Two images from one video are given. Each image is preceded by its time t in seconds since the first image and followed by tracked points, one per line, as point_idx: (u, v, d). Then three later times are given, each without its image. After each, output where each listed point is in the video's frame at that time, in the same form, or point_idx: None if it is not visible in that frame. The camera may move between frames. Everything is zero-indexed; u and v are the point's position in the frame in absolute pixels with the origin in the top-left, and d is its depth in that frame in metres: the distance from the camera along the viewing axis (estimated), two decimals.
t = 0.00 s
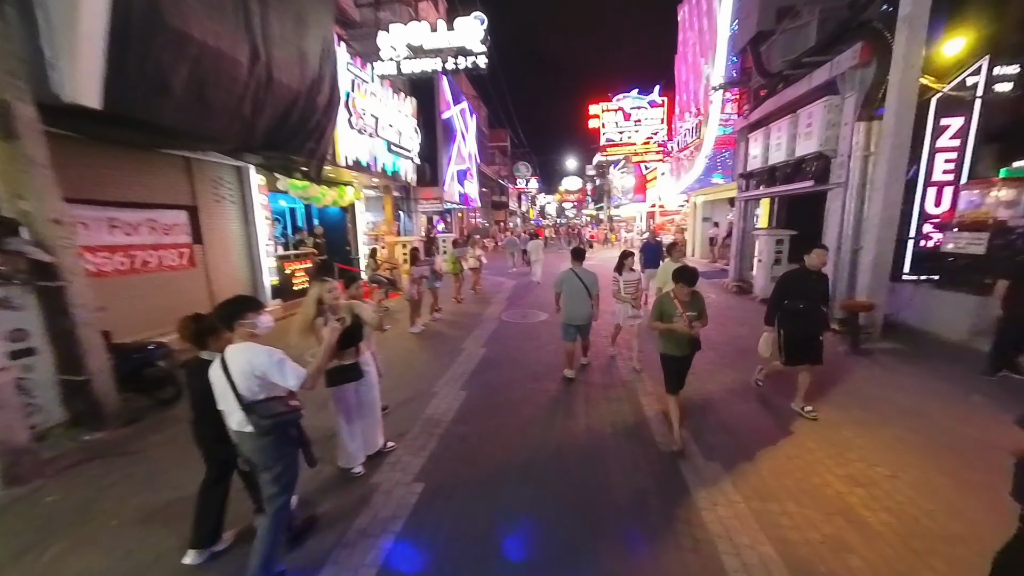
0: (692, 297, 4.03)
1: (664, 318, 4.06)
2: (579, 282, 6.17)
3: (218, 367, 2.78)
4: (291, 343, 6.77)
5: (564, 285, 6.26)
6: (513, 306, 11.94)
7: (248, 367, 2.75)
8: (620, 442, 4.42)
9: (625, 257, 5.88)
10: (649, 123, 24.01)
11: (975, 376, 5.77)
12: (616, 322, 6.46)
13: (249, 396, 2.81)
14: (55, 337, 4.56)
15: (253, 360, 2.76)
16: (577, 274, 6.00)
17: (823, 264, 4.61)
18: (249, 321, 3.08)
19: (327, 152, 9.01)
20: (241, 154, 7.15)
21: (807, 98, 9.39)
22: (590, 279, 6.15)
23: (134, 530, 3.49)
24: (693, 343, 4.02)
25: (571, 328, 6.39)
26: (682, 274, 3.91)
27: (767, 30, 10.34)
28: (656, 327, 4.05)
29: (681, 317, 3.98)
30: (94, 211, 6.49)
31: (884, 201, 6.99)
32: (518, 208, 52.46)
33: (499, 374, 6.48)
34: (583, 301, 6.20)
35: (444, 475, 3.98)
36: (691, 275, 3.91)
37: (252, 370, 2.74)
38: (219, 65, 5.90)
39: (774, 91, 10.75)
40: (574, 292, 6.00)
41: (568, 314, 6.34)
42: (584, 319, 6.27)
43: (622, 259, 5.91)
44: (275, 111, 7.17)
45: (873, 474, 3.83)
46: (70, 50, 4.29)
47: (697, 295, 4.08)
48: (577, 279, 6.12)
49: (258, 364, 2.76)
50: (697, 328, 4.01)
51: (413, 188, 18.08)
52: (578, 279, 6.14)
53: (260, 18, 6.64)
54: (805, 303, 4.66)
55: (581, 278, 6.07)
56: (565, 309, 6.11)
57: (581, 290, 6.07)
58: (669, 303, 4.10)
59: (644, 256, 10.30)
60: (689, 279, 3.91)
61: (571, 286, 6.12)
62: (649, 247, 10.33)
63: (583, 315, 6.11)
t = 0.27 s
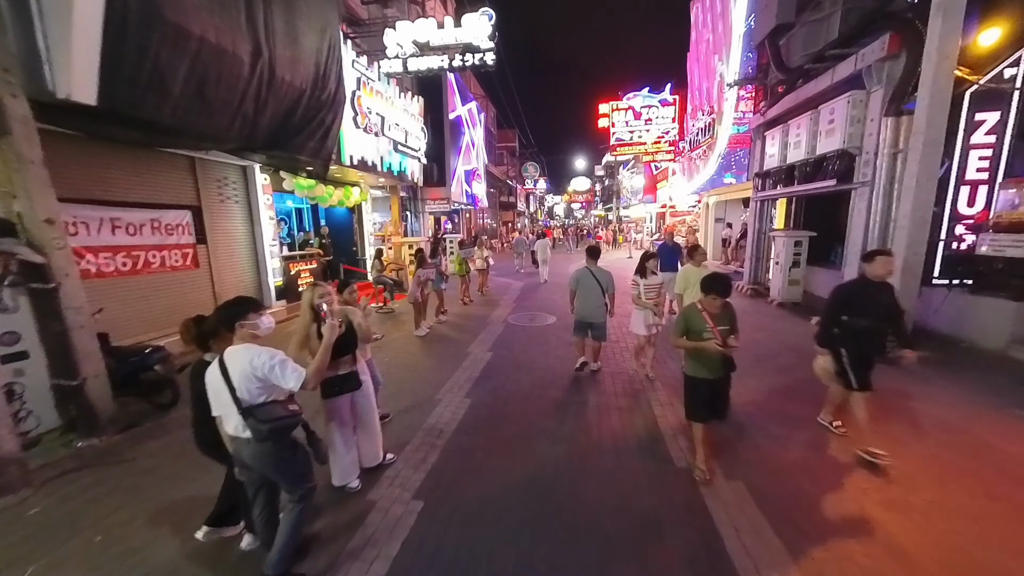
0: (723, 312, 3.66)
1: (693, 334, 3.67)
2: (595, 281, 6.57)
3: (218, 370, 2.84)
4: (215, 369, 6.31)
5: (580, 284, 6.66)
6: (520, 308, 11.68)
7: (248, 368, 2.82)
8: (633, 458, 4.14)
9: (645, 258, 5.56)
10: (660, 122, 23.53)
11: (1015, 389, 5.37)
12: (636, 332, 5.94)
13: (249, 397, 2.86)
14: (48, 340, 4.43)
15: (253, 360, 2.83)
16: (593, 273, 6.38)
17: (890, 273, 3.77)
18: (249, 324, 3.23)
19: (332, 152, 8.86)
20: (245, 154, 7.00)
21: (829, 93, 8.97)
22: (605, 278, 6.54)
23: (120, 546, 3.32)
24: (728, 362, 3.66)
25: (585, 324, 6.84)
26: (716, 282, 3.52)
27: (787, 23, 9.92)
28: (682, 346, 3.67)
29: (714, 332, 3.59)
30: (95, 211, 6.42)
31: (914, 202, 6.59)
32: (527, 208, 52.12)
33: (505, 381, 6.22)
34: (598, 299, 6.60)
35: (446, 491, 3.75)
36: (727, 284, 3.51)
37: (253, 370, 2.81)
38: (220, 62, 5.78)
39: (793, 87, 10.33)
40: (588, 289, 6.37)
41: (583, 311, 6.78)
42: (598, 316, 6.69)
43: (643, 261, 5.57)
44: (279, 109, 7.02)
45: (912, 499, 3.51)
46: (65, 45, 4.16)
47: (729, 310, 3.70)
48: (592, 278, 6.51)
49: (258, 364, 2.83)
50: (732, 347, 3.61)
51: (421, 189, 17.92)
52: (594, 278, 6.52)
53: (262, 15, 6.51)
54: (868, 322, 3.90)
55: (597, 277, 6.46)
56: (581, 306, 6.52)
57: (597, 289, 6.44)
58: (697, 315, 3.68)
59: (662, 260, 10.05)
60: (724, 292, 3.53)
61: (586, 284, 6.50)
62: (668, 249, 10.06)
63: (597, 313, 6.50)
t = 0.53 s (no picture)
0: (759, 326, 3.11)
1: (722, 350, 3.14)
2: (601, 281, 6.40)
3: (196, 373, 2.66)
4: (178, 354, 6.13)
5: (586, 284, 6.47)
6: (525, 310, 11.36)
7: (230, 371, 2.65)
8: (642, 478, 3.80)
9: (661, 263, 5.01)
10: (671, 120, 23.03)
11: None
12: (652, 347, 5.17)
13: (230, 403, 2.69)
14: (26, 343, 4.25)
15: (236, 362, 2.66)
16: (600, 273, 6.22)
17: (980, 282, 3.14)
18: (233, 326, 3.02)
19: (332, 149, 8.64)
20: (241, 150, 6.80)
21: (852, 86, 8.50)
22: (612, 278, 6.37)
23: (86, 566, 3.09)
24: (765, 388, 3.07)
25: (592, 325, 6.65)
26: (752, 288, 2.99)
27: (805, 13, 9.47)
28: (708, 364, 3.13)
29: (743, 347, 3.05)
30: (87, 208, 6.26)
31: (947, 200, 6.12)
32: (534, 209, 51.77)
33: (507, 388, 5.91)
34: (604, 300, 6.42)
35: (436, 511, 3.46)
36: (772, 293, 2.97)
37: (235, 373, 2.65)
38: (210, 53, 5.57)
39: (811, 81, 9.86)
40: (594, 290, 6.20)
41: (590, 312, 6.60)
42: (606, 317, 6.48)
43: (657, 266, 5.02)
44: (274, 103, 6.81)
45: (958, 530, 3.11)
46: (45, 34, 3.96)
47: (766, 325, 3.15)
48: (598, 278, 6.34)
49: (242, 367, 2.67)
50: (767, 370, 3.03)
51: (426, 188, 17.72)
52: (600, 278, 6.36)
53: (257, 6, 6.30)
54: (963, 343, 3.18)
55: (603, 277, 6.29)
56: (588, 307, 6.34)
57: (603, 289, 6.26)
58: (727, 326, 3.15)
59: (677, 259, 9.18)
60: (769, 306, 2.96)
61: (592, 285, 6.32)
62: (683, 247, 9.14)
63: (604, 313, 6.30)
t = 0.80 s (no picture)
0: (831, 366, 2.26)
1: (774, 392, 2.38)
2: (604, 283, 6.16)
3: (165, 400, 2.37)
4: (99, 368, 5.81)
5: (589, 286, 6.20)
6: (530, 314, 11.03)
7: (205, 395, 2.38)
8: (651, 508, 3.44)
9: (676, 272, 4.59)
10: (682, 119, 22.49)
11: None
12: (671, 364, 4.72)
13: (207, 430, 2.42)
14: None
15: (209, 386, 2.39)
16: (602, 275, 5.98)
17: None
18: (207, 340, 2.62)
19: (331, 148, 8.40)
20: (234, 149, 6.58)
21: (877, 79, 8.00)
22: (615, 279, 6.13)
23: None
24: (834, 450, 2.22)
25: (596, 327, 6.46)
26: (826, 318, 2.17)
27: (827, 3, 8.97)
28: (756, 409, 2.38)
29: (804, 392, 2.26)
30: (78, 210, 6.08)
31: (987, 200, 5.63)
32: (542, 209, 51.40)
33: (507, 400, 5.57)
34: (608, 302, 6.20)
35: (423, 544, 3.13)
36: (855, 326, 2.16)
37: (210, 398, 2.37)
38: (200, 48, 5.33)
39: (833, 75, 9.35)
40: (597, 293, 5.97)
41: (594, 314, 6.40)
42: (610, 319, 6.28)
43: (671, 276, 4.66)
44: (268, 101, 6.58)
45: None
46: (14, 25, 3.70)
47: (844, 366, 2.27)
48: (600, 280, 6.10)
49: (217, 390, 2.40)
50: (842, 430, 2.16)
51: (431, 189, 17.49)
52: (603, 280, 6.11)
53: None
54: None
55: (606, 279, 6.03)
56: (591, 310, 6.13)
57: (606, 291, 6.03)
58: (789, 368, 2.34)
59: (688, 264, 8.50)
60: (842, 344, 2.18)
61: (595, 288, 6.08)
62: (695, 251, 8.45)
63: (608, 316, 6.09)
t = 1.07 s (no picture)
0: (933, 403, 1.80)
1: (849, 432, 1.92)
2: (611, 283, 6.36)
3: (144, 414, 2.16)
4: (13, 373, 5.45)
5: (597, 286, 6.45)
6: (536, 317, 10.77)
7: (188, 407, 2.17)
8: (662, 533, 3.16)
9: (699, 279, 4.25)
10: (693, 117, 22.02)
11: None
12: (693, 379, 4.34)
13: (191, 444, 2.22)
14: None
15: (192, 396, 2.17)
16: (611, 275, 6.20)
17: None
18: (188, 347, 2.38)
19: (333, 146, 8.25)
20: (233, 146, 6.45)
21: (903, 72, 7.59)
22: (622, 280, 6.33)
23: None
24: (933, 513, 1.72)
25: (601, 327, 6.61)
26: (929, 335, 1.70)
27: None
28: (823, 451, 1.93)
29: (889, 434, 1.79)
30: (76, 208, 5.99)
31: None
32: (550, 210, 51.06)
33: (509, 408, 5.32)
34: (615, 301, 6.37)
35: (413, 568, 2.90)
36: (973, 352, 1.65)
37: (194, 409, 2.16)
38: (195, 42, 5.20)
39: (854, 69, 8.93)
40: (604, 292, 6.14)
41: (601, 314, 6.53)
42: (616, 318, 6.44)
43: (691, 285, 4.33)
44: (267, 97, 6.43)
45: None
46: None
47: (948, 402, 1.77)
48: (608, 280, 6.31)
49: (201, 401, 2.19)
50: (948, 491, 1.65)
51: (437, 189, 17.33)
52: (610, 280, 6.30)
53: None
54: None
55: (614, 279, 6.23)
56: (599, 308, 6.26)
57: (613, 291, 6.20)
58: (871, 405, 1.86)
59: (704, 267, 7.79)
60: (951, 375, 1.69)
61: (602, 287, 6.28)
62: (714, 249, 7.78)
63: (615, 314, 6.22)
